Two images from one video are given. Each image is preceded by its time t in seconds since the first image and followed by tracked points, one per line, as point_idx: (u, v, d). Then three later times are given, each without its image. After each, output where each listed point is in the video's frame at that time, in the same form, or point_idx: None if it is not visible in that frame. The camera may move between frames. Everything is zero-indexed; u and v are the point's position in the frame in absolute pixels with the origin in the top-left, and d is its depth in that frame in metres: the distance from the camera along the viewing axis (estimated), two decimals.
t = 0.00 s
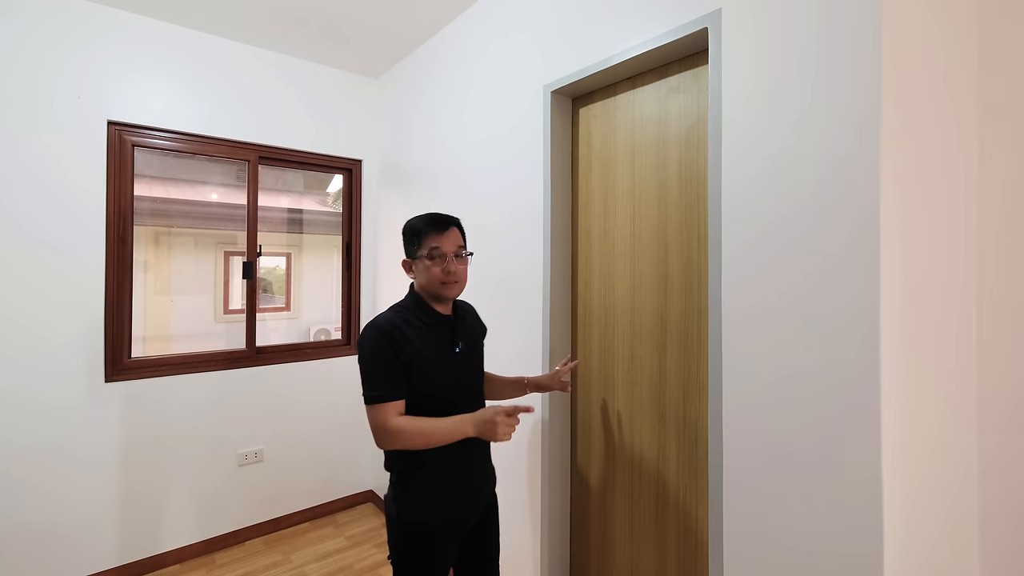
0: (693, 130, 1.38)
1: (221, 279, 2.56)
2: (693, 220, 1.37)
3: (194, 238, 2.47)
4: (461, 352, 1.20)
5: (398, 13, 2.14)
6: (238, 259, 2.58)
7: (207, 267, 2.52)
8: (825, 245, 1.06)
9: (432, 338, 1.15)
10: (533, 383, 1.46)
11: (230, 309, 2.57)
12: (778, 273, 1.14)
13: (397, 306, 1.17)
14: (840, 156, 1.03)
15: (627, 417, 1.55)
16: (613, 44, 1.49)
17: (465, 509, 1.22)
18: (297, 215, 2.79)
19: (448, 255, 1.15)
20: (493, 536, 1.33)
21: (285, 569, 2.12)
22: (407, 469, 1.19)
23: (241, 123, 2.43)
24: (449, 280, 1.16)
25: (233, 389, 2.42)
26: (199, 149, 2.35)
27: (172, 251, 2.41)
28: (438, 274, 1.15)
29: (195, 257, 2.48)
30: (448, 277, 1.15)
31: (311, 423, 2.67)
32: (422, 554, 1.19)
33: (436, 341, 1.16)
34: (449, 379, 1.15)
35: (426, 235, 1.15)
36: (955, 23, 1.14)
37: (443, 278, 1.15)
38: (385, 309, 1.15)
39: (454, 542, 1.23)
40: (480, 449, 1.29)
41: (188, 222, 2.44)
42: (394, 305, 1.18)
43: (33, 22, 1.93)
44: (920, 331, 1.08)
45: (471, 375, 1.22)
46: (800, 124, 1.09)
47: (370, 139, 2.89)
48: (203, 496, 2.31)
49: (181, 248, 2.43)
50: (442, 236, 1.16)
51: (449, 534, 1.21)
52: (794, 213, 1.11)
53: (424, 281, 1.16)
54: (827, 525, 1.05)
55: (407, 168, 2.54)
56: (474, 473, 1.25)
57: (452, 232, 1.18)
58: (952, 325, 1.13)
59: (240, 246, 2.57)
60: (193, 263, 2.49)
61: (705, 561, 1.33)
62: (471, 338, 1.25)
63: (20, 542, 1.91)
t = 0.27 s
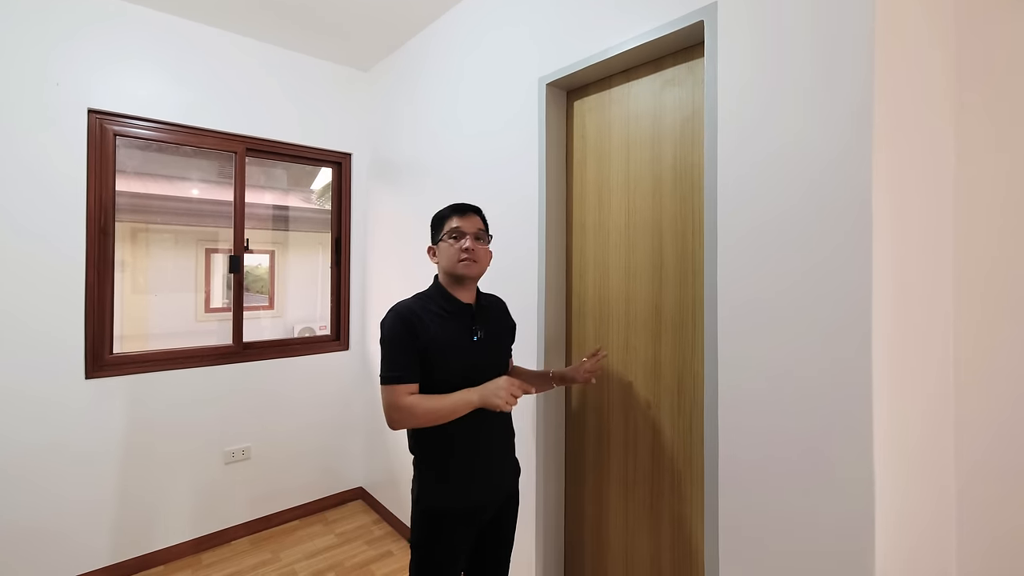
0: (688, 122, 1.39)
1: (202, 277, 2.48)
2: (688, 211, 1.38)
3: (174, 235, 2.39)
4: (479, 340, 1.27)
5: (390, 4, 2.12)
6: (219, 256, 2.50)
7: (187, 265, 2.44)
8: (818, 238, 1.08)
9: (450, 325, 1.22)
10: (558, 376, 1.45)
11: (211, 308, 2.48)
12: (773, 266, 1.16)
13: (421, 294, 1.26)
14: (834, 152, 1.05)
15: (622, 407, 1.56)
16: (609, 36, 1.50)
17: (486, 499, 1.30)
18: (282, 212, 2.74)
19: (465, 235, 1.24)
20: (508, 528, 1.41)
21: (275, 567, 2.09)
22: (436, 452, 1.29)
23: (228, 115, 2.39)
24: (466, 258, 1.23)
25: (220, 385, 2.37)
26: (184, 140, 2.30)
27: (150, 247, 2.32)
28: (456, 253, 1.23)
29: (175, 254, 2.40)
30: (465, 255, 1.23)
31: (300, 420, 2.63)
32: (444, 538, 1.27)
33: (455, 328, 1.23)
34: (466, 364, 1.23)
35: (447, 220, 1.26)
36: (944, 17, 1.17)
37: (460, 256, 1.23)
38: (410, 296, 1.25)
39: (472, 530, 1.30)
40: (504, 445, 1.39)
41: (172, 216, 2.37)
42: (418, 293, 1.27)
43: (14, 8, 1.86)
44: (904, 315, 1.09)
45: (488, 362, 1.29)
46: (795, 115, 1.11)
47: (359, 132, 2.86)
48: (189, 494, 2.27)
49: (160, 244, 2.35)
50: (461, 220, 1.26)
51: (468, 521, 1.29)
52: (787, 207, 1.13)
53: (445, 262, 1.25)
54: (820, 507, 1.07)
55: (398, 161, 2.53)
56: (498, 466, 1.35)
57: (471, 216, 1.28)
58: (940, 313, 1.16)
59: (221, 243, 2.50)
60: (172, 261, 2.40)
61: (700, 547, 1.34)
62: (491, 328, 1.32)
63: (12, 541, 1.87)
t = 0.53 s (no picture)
0: (684, 117, 1.40)
1: (179, 276, 2.44)
2: (685, 204, 1.39)
3: (151, 234, 2.35)
4: (495, 335, 1.28)
5: None
6: (197, 254, 2.45)
7: (165, 263, 2.40)
8: (811, 231, 1.09)
9: (468, 318, 1.24)
10: (568, 379, 1.43)
11: (189, 309, 2.43)
12: (769, 260, 1.17)
13: (442, 285, 1.28)
14: (829, 146, 1.06)
15: (618, 401, 1.57)
16: (605, 31, 1.50)
17: (497, 489, 1.31)
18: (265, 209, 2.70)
19: (485, 227, 1.23)
20: (516, 518, 1.42)
21: (263, 569, 2.05)
22: (450, 441, 1.29)
23: (213, 106, 2.33)
24: (486, 251, 1.22)
25: (202, 382, 2.30)
26: (164, 130, 2.23)
27: (125, 245, 2.27)
28: (476, 245, 1.23)
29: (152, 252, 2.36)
30: (485, 247, 1.23)
31: (288, 418, 2.59)
32: (455, 528, 1.28)
33: (474, 320, 1.25)
34: (481, 358, 1.24)
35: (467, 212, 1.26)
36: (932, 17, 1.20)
37: (479, 248, 1.22)
38: (431, 286, 1.27)
39: (484, 520, 1.31)
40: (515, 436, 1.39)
41: (156, 211, 2.35)
42: (439, 282, 1.29)
43: None
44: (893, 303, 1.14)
45: (503, 357, 1.30)
46: (791, 108, 1.12)
47: (350, 127, 2.82)
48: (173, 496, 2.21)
49: (136, 244, 2.30)
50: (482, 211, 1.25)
51: (481, 511, 1.29)
52: (784, 201, 1.14)
53: (465, 254, 1.25)
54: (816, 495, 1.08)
55: (390, 157, 2.51)
56: (510, 457, 1.36)
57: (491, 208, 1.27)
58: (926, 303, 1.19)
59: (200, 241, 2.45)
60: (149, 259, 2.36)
61: (696, 536, 1.35)
62: (508, 323, 1.33)
63: (8, 542, 1.84)
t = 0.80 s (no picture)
0: (674, 120, 1.44)
1: (154, 276, 2.32)
2: (675, 204, 1.43)
3: (124, 231, 2.23)
4: (497, 332, 1.30)
5: None
6: (173, 254, 2.36)
7: (136, 263, 2.28)
8: (797, 231, 1.13)
9: (470, 315, 1.25)
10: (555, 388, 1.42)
11: (165, 309, 2.34)
12: (758, 260, 1.20)
13: (445, 281, 1.29)
14: (816, 149, 1.10)
15: (609, 396, 1.60)
16: (597, 34, 1.53)
17: (496, 486, 1.32)
18: (247, 208, 2.62)
19: (493, 235, 1.23)
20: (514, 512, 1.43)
21: (250, 572, 2.03)
22: (449, 437, 1.30)
23: (194, 101, 2.29)
24: (490, 259, 1.24)
25: (186, 382, 2.26)
26: (142, 125, 2.18)
27: (94, 244, 2.14)
28: (481, 253, 1.23)
29: (123, 252, 2.24)
30: (490, 256, 1.23)
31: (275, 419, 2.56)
32: (457, 525, 1.29)
33: (476, 318, 1.26)
34: (482, 355, 1.25)
35: (476, 214, 1.24)
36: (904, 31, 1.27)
37: (485, 256, 1.23)
38: (433, 282, 1.28)
39: (483, 514, 1.32)
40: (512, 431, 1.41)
41: (138, 207, 2.26)
42: (442, 278, 1.30)
43: None
44: (863, 298, 1.23)
45: (502, 355, 1.31)
46: (780, 112, 1.16)
47: (336, 124, 2.80)
48: (156, 499, 2.16)
49: (106, 242, 2.18)
50: (492, 216, 1.24)
51: (480, 505, 1.30)
52: (773, 202, 1.17)
53: (470, 258, 1.25)
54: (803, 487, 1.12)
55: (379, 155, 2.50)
56: (507, 451, 1.37)
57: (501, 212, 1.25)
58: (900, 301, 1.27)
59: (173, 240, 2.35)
60: (120, 259, 2.24)
61: (686, 528, 1.39)
62: (508, 322, 1.35)
63: None
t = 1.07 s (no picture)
0: (661, 122, 1.48)
1: (134, 277, 2.31)
2: (662, 205, 1.47)
3: (102, 231, 2.20)
4: (481, 328, 1.32)
5: None
6: (153, 253, 2.35)
7: (116, 264, 2.26)
8: (777, 231, 1.18)
9: (454, 313, 1.26)
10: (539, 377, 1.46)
11: (144, 310, 2.32)
12: (741, 258, 1.24)
13: (423, 280, 1.30)
14: (797, 152, 1.15)
15: (597, 394, 1.63)
16: (585, 38, 1.56)
17: (481, 485, 1.33)
18: (231, 208, 2.64)
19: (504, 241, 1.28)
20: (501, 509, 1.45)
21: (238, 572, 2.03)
22: (434, 440, 1.31)
23: (180, 100, 2.27)
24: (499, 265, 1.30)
25: (172, 382, 2.25)
26: (127, 123, 2.16)
27: (73, 244, 2.11)
28: (496, 259, 1.28)
29: (103, 252, 2.22)
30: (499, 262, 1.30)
31: (261, 419, 2.55)
32: (442, 524, 1.31)
33: (460, 316, 1.28)
34: (467, 352, 1.27)
35: (488, 218, 1.26)
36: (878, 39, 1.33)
37: (497, 262, 1.29)
38: (414, 284, 1.28)
39: (470, 513, 1.34)
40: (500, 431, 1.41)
41: (124, 207, 2.26)
42: (422, 280, 1.30)
43: None
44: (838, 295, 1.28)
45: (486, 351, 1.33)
46: (763, 116, 1.20)
47: (322, 124, 2.80)
48: (141, 500, 2.15)
49: (83, 242, 2.14)
50: (498, 222, 1.28)
51: (467, 505, 1.32)
52: (755, 202, 1.22)
53: (482, 262, 1.27)
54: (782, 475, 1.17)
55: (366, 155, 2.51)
56: (495, 451, 1.38)
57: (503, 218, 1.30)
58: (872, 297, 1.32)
59: (153, 240, 2.33)
60: (100, 260, 2.21)
61: (672, 518, 1.44)
62: (492, 317, 1.37)
63: None
